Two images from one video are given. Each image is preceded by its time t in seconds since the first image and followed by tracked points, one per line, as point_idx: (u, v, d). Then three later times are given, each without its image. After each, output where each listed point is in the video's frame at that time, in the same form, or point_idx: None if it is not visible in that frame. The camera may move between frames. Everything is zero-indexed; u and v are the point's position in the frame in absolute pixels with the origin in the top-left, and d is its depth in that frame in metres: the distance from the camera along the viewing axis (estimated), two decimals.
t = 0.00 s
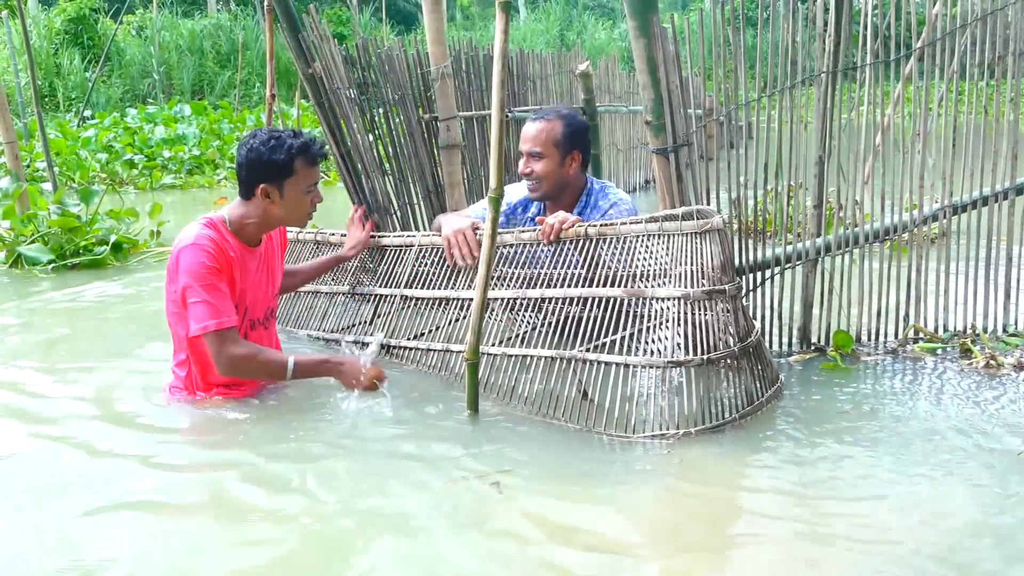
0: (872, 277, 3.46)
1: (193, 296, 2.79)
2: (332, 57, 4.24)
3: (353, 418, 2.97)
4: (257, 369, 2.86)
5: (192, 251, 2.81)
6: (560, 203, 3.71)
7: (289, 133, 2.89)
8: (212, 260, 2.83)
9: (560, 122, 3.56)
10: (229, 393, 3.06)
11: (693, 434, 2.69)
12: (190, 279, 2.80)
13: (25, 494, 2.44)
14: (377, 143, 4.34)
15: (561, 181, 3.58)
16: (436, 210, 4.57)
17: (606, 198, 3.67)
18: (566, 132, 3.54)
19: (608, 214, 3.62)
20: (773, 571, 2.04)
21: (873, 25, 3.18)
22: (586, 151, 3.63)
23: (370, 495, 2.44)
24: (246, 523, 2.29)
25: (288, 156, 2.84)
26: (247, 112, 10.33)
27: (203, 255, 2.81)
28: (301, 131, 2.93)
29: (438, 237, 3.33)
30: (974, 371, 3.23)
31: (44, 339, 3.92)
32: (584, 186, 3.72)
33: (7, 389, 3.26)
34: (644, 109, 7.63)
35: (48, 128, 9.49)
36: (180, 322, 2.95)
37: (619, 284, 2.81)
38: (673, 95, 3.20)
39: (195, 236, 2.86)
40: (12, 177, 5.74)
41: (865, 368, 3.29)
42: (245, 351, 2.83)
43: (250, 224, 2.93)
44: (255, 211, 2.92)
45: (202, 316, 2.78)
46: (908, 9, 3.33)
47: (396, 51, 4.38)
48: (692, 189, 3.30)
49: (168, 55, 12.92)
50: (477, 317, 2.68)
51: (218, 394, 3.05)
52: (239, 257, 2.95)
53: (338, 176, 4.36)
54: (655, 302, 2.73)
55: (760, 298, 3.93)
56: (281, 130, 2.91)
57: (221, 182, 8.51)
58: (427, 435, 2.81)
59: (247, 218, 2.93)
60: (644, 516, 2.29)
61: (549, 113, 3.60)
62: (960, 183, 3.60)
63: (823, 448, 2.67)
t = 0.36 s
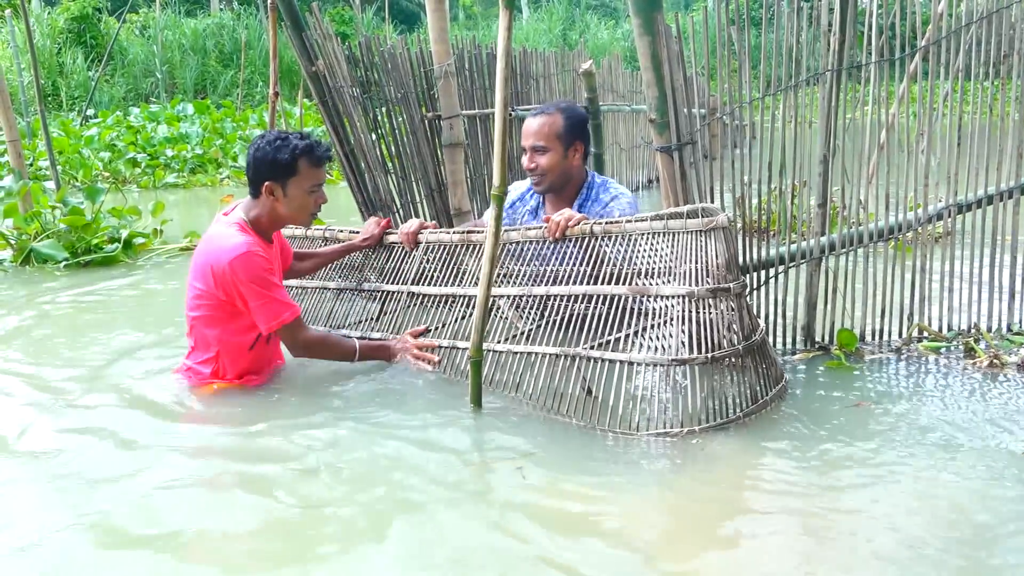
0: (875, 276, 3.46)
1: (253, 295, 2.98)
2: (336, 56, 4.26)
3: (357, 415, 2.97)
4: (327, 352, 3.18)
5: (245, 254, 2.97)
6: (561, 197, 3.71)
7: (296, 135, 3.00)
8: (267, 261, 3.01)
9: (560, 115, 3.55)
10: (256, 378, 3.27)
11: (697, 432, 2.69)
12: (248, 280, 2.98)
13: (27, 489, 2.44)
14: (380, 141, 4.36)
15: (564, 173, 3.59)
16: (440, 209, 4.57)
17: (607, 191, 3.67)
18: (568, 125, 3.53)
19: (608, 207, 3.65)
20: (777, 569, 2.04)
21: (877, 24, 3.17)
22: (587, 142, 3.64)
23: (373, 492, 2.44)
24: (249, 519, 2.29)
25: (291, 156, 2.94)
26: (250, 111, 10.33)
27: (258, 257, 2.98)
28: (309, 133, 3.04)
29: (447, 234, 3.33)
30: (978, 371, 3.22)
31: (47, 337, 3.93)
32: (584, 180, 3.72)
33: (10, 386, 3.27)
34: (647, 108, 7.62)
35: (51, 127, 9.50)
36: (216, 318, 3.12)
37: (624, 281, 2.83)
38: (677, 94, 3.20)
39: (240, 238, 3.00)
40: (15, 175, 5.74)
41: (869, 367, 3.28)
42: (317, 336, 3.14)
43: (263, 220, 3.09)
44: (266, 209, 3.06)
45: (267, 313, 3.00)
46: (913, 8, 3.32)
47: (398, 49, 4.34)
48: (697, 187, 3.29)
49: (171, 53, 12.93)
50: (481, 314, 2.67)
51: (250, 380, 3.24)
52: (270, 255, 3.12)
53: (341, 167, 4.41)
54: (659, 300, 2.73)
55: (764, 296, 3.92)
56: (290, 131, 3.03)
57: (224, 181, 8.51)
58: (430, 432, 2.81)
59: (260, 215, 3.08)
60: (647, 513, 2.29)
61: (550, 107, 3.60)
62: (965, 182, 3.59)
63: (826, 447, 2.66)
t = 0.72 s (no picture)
0: (878, 276, 3.45)
1: (232, 285, 3.05)
2: (338, 55, 4.25)
3: (357, 416, 2.96)
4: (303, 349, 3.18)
5: (227, 244, 3.05)
6: (537, 189, 3.76)
7: (267, 124, 3.09)
8: (248, 252, 3.08)
9: (539, 111, 3.63)
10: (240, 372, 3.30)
11: (699, 432, 2.68)
12: (228, 270, 3.04)
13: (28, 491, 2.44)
14: (381, 141, 4.36)
15: (539, 165, 3.65)
16: (442, 208, 4.56)
17: (582, 183, 3.69)
18: (545, 119, 3.60)
19: (584, 200, 3.65)
20: (781, 570, 2.03)
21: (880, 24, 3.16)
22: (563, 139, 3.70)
23: (375, 492, 2.43)
24: (250, 519, 2.28)
25: (265, 141, 3.03)
26: (251, 111, 10.33)
27: (240, 247, 3.05)
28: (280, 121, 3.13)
29: (447, 234, 3.32)
30: (981, 371, 3.21)
31: (48, 337, 3.93)
32: (560, 175, 3.77)
33: (11, 387, 3.27)
34: (649, 107, 7.61)
35: (52, 126, 9.50)
36: (200, 310, 3.18)
37: (626, 281, 2.82)
38: (679, 93, 3.19)
39: (223, 229, 3.09)
40: (16, 175, 5.73)
41: (872, 367, 3.27)
42: (289, 332, 3.12)
43: (245, 213, 3.16)
44: (248, 199, 3.12)
45: (244, 304, 3.05)
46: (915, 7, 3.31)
47: (400, 48, 4.34)
48: (699, 187, 3.28)
49: (171, 53, 12.93)
50: (483, 314, 2.67)
51: (237, 373, 3.29)
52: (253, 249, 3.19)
53: (342, 167, 4.39)
54: (661, 299, 2.72)
55: (766, 296, 3.92)
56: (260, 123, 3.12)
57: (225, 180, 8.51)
58: (432, 433, 2.80)
59: (241, 208, 3.16)
60: (648, 514, 2.28)
61: (529, 102, 3.67)
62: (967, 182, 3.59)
63: (829, 447, 2.66)
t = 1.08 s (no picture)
0: (885, 275, 3.44)
1: (202, 275, 2.99)
2: (344, 54, 4.22)
3: (364, 415, 2.95)
4: (267, 343, 3.10)
5: (197, 233, 2.99)
6: (522, 189, 3.79)
7: (255, 120, 3.05)
8: (220, 241, 3.02)
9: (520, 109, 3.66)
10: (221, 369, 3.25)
11: (707, 432, 2.68)
12: (198, 259, 2.99)
13: (34, 490, 2.43)
14: (387, 140, 4.33)
15: (524, 164, 3.68)
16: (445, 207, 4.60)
17: (563, 183, 3.71)
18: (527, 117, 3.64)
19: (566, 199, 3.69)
20: (790, 570, 2.02)
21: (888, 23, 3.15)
22: (547, 135, 3.73)
23: (382, 492, 2.43)
24: (257, 520, 2.28)
25: (254, 137, 3.00)
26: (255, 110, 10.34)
27: (211, 236, 3.00)
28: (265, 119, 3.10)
29: (452, 234, 3.32)
30: (990, 371, 3.20)
31: (53, 335, 3.92)
32: (544, 174, 3.80)
33: (16, 385, 3.26)
34: (654, 107, 7.60)
35: (57, 125, 9.51)
36: (181, 308, 3.13)
37: (633, 280, 2.81)
38: (686, 93, 3.18)
39: (196, 217, 3.04)
40: (21, 174, 5.74)
41: (880, 367, 3.26)
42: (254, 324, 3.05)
43: (224, 206, 3.12)
44: (228, 191, 3.09)
45: (214, 294, 2.99)
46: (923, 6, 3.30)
47: (406, 48, 4.38)
48: (706, 186, 3.27)
49: (176, 52, 12.94)
50: (490, 313, 2.66)
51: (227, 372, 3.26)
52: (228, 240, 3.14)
53: (347, 169, 4.35)
54: (668, 298, 2.72)
55: (773, 295, 3.91)
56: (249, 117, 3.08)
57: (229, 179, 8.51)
58: (438, 432, 2.79)
59: (221, 201, 3.11)
60: (656, 515, 2.28)
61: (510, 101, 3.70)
62: (975, 182, 3.58)
63: (837, 447, 2.65)
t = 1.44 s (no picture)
0: (893, 277, 3.43)
1: (192, 267, 2.96)
2: (351, 55, 4.22)
3: (371, 415, 2.95)
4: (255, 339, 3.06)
5: (190, 226, 2.98)
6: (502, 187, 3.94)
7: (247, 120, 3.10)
8: (212, 235, 3.01)
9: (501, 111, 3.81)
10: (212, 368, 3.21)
11: (716, 432, 2.67)
12: (190, 252, 2.96)
13: (42, 488, 2.44)
14: (394, 141, 4.34)
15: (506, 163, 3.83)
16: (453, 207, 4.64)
17: (542, 180, 3.84)
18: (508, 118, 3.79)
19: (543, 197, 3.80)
20: (800, 572, 2.02)
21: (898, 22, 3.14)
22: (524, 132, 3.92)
23: (390, 492, 2.43)
24: (265, 520, 2.28)
25: (251, 136, 3.03)
26: (262, 110, 10.36)
27: (206, 227, 3.00)
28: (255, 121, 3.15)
29: (460, 234, 3.32)
30: (999, 372, 3.19)
31: (62, 334, 3.93)
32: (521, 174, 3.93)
33: (25, 384, 3.27)
34: (661, 107, 7.59)
35: (64, 125, 9.55)
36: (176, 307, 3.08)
37: (641, 281, 2.81)
38: (695, 93, 3.18)
39: (188, 211, 3.02)
40: (30, 173, 5.75)
41: (888, 368, 3.26)
42: (238, 320, 3.00)
43: (217, 203, 3.11)
44: (219, 190, 3.09)
45: (203, 286, 2.96)
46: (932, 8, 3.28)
47: (414, 49, 4.41)
48: (714, 186, 3.27)
49: (182, 53, 12.98)
50: (498, 313, 2.66)
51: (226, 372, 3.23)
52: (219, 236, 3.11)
53: (355, 168, 4.33)
54: (676, 299, 2.72)
55: (782, 296, 3.91)
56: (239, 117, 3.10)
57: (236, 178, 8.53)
58: (445, 432, 2.79)
59: (212, 198, 3.10)
60: (664, 515, 2.27)
61: (491, 103, 3.85)
62: (984, 183, 3.57)
63: (846, 448, 2.65)
